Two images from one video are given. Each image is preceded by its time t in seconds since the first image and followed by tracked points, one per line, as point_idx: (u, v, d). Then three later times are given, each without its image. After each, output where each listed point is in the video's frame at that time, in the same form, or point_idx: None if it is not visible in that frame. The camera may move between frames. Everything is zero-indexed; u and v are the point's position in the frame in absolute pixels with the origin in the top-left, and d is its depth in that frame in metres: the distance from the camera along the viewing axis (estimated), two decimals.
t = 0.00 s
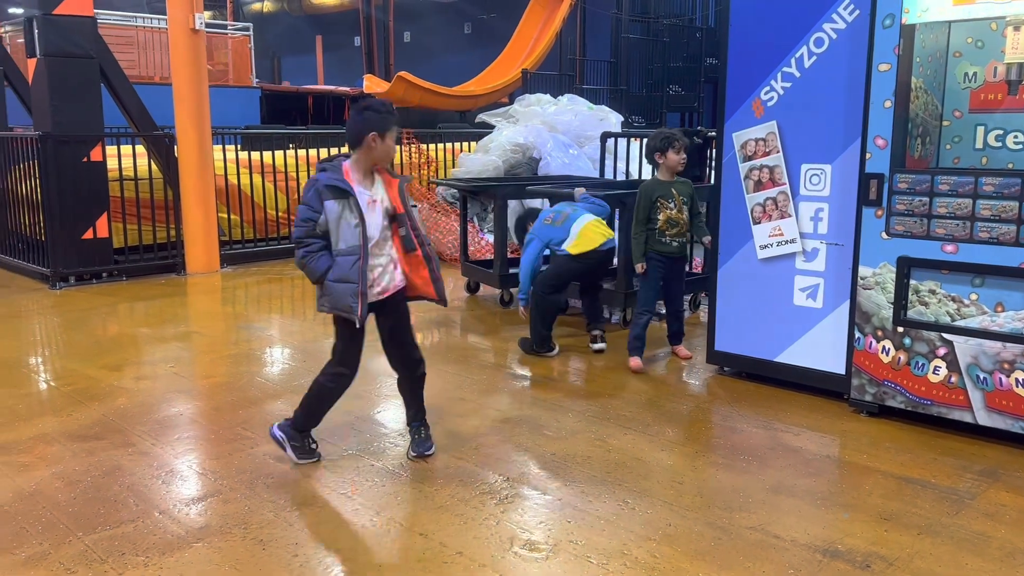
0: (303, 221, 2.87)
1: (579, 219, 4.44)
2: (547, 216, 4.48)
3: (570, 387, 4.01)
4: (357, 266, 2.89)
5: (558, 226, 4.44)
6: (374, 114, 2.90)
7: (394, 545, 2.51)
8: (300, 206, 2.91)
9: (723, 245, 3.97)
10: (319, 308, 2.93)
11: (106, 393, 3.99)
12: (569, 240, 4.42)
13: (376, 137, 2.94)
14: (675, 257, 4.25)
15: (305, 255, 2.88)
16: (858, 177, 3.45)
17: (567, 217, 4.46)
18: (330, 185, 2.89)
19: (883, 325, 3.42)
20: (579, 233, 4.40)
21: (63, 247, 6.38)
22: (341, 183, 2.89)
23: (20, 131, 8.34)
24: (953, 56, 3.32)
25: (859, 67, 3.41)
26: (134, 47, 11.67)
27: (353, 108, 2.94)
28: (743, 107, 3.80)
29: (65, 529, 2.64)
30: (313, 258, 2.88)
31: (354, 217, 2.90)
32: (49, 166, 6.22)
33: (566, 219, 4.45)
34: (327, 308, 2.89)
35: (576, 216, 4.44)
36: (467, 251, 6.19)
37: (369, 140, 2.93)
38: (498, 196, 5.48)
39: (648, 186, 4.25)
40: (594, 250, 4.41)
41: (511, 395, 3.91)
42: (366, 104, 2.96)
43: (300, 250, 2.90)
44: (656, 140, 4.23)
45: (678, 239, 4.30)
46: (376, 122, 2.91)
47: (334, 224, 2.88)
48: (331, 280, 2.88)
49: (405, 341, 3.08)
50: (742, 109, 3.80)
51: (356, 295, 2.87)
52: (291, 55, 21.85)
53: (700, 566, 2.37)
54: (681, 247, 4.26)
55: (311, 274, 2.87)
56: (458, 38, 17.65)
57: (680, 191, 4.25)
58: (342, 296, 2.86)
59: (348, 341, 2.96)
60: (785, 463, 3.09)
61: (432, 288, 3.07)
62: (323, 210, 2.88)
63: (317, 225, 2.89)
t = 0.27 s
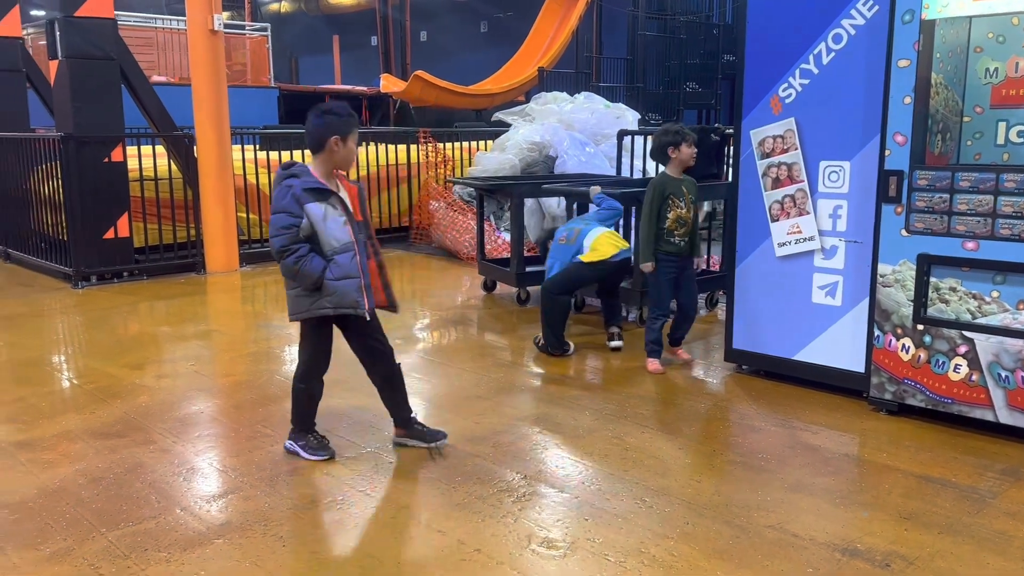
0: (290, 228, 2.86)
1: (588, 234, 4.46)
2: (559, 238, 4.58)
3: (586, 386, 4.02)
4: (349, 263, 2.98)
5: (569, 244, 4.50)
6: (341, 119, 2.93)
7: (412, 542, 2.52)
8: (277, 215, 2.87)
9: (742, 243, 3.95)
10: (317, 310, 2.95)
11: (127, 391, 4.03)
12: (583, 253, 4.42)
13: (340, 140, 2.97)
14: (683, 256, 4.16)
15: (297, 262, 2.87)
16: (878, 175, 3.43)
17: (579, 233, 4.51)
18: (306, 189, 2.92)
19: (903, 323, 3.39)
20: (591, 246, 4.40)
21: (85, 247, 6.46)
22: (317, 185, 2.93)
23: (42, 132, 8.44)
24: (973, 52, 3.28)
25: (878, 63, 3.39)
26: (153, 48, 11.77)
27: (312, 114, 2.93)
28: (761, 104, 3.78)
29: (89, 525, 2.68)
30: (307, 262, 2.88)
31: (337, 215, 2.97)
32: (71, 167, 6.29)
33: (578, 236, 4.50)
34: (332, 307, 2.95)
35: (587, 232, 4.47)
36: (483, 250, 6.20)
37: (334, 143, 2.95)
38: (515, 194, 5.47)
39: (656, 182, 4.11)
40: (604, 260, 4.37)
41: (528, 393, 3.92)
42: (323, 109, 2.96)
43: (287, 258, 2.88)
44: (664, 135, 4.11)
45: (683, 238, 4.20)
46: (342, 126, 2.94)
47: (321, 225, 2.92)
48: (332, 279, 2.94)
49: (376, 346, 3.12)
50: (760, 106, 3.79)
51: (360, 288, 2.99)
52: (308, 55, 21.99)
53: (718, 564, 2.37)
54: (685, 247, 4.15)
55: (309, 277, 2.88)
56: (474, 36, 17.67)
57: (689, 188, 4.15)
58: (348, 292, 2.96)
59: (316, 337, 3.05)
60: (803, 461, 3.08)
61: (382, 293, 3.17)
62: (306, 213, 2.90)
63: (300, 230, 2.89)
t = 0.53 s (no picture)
0: (306, 232, 2.88)
1: (636, 256, 4.39)
2: (605, 255, 4.49)
3: (629, 388, 4.01)
4: (366, 263, 3.02)
5: (617, 264, 4.43)
6: (339, 121, 3.00)
7: (458, 543, 2.55)
8: (291, 221, 2.89)
9: (787, 243, 3.91)
10: (339, 312, 2.97)
11: (179, 395, 4.13)
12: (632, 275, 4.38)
13: (339, 144, 3.04)
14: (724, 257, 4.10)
15: (316, 265, 2.89)
16: (927, 172, 3.36)
17: (627, 253, 4.44)
18: (317, 193, 2.95)
19: (955, 322, 3.32)
20: (640, 269, 4.35)
21: (137, 253, 6.63)
22: (327, 189, 2.97)
23: (95, 142, 8.68)
24: None
25: (926, 58, 3.32)
26: (199, 58, 12.03)
27: (309, 118, 2.99)
28: (806, 102, 3.73)
29: (144, 526, 2.75)
30: (326, 264, 2.91)
31: (348, 218, 3.02)
32: (123, 176, 6.48)
33: (625, 257, 4.43)
34: (355, 307, 2.96)
35: (635, 254, 4.40)
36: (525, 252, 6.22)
37: (335, 146, 3.02)
38: (554, 197, 5.44)
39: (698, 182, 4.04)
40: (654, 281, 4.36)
41: (571, 395, 3.92)
42: (320, 114, 3.03)
43: (306, 262, 2.90)
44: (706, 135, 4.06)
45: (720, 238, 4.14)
46: (341, 129, 3.02)
47: (335, 228, 2.96)
48: (352, 280, 2.97)
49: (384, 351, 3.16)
50: (805, 104, 3.74)
51: (379, 287, 3.02)
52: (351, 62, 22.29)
53: (765, 568, 2.35)
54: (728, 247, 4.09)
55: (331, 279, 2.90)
56: (514, 39, 17.72)
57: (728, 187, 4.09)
58: (370, 291, 2.98)
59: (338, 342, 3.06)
60: (852, 464, 3.03)
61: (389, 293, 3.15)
62: (319, 217, 2.93)
63: (316, 234, 2.92)
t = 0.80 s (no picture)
0: (345, 248, 2.95)
1: (711, 281, 4.36)
2: (678, 274, 4.45)
3: (691, 400, 3.96)
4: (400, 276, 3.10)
5: (691, 285, 4.39)
6: (365, 139, 3.11)
7: (521, 555, 2.56)
8: (331, 237, 2.96)
9: (854, 252, 3.82)
10: (374, 326, 3.04)
11: (247, 405, 4.25)
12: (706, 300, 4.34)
13: (365, 161, 3.14)
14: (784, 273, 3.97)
15: (356, 280, 2.96)
16: (1002, 178, 3.25)
17: (702, 275, 4.41)
18: (352, 210, 3.03)
19: None
20: (715, 295, 4.31)
21: (207, 267, 6.84)
22: (363, 206, 3.06)
23: (167, 160, 9.00)
24: None
25: (999, 62, 3.22)
26: (265, 77, 12.37)
27: (336, 137, 3.11)
28: (872, 108, 3.65)
29: (216, 533, 2.83)
30: (364, 279, 2.98)
31: (381, 233, 3.10)
32: (194, 193, 6.70)
33: (699, 280, 4.39)
34: (390, 321, 3.04)
35: (711, 279, 4.37)
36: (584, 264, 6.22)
37: (361, 163, 3.13)
38: (615, 208, 5.43)
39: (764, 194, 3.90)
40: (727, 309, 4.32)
41: (633, 408, 3.90)
42: (345, 133, 3.13)
43: (344, 278, 2.97)
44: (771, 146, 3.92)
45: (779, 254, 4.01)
46: (366, 147, 3.12)
47: (371, 243, 3.04)
48: (387, 295, 3.04)
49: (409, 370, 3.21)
50: (871, 110, 3.66)
51: (413, 301, 3.09)
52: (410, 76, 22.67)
53: None
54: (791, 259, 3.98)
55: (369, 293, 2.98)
56: (571, 50, 17.77)
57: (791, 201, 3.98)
58: (404, 305, 3.05)
59: (371, 349, 3.15)
60: (926, 480, 2.94)
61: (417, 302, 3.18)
62: (356, 233, 3.01)
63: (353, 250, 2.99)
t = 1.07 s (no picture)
0: (394, 264, 3.01)
1: (788, 296, 4.31)
2: (753, 289, 4.42)
3: (762, 421, 3.89)
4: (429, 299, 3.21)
5: (767, 301, 4.36)
6: (403, 158, 3.18)
7: None
8: (381, 253, 3.01)
9: (933, 269, 3.70)
10: (403, 343, 3.12)
11: (320, 421, 4.34)
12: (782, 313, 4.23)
13: (402, 178, 3.20)
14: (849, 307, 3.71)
15: (400, 297, 3.03)
16: None
17: (777, 292, 4.37)
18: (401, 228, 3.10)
19: None
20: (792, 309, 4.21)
21: (281, 285, 7.04)
22: (408, 225, 3.14)
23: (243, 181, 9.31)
24: None
25: None
26: (336, 98, 12.70)
27: (374, 155, 3.17)
28: (951, 122, 3.54)
29: (292, 547, 2.90)
30: (407, 297, 3.06)
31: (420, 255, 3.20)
32: (269, 213, 6.91)
33: (775, 296, 4.36)
34: (420, 340, 3.13)
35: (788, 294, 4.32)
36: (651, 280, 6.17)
37: (400, 182, 3.19)
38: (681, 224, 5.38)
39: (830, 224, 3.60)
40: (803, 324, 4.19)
41: (703, 428, 3.84)
42: (383, 151, 3.19)
43: (389, 294, 3.02)
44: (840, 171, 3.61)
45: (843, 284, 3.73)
46: (404, 165, 3.19)
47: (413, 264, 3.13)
48: (421, 315, 3.14)
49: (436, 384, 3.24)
50: (949, 124, 3.55)
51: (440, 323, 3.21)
52: (476, 94, 22.97)
53: None
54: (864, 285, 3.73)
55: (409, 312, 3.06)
56: (637, 65, 17.74)
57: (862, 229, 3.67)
58: (435, 326, 3.16)
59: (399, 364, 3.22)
60: (1014, 507, 2.82)
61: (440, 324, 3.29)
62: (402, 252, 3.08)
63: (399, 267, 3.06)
